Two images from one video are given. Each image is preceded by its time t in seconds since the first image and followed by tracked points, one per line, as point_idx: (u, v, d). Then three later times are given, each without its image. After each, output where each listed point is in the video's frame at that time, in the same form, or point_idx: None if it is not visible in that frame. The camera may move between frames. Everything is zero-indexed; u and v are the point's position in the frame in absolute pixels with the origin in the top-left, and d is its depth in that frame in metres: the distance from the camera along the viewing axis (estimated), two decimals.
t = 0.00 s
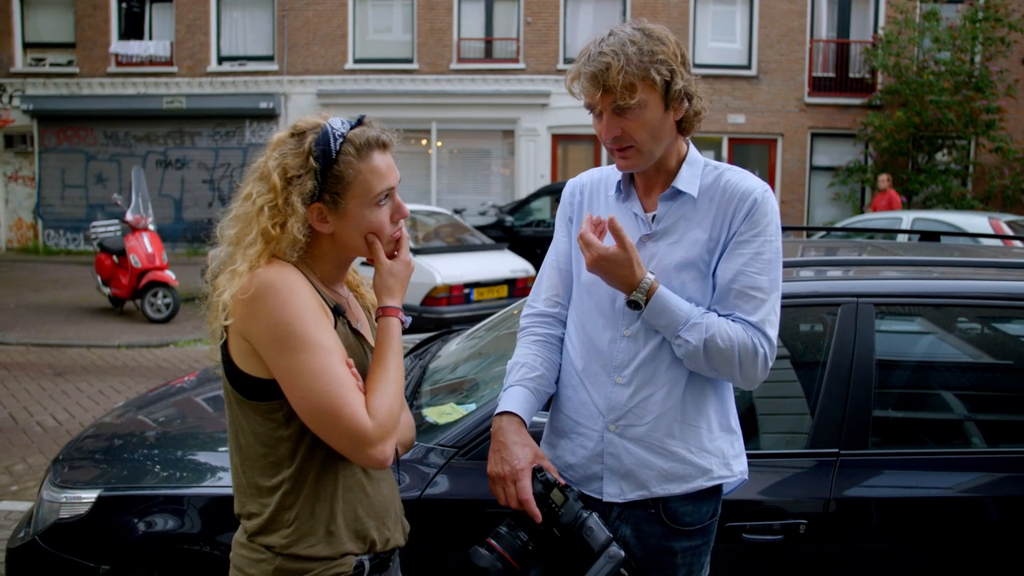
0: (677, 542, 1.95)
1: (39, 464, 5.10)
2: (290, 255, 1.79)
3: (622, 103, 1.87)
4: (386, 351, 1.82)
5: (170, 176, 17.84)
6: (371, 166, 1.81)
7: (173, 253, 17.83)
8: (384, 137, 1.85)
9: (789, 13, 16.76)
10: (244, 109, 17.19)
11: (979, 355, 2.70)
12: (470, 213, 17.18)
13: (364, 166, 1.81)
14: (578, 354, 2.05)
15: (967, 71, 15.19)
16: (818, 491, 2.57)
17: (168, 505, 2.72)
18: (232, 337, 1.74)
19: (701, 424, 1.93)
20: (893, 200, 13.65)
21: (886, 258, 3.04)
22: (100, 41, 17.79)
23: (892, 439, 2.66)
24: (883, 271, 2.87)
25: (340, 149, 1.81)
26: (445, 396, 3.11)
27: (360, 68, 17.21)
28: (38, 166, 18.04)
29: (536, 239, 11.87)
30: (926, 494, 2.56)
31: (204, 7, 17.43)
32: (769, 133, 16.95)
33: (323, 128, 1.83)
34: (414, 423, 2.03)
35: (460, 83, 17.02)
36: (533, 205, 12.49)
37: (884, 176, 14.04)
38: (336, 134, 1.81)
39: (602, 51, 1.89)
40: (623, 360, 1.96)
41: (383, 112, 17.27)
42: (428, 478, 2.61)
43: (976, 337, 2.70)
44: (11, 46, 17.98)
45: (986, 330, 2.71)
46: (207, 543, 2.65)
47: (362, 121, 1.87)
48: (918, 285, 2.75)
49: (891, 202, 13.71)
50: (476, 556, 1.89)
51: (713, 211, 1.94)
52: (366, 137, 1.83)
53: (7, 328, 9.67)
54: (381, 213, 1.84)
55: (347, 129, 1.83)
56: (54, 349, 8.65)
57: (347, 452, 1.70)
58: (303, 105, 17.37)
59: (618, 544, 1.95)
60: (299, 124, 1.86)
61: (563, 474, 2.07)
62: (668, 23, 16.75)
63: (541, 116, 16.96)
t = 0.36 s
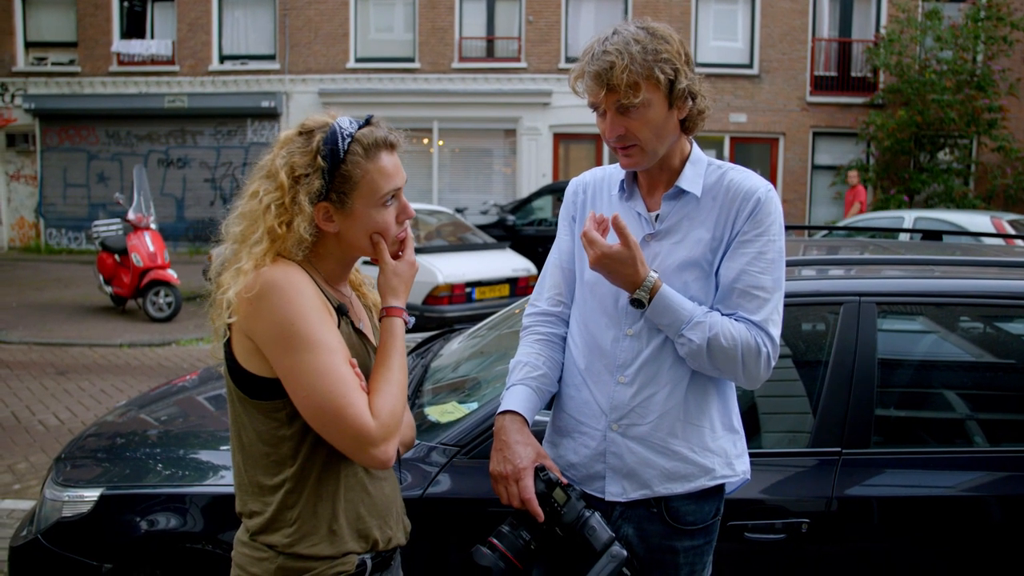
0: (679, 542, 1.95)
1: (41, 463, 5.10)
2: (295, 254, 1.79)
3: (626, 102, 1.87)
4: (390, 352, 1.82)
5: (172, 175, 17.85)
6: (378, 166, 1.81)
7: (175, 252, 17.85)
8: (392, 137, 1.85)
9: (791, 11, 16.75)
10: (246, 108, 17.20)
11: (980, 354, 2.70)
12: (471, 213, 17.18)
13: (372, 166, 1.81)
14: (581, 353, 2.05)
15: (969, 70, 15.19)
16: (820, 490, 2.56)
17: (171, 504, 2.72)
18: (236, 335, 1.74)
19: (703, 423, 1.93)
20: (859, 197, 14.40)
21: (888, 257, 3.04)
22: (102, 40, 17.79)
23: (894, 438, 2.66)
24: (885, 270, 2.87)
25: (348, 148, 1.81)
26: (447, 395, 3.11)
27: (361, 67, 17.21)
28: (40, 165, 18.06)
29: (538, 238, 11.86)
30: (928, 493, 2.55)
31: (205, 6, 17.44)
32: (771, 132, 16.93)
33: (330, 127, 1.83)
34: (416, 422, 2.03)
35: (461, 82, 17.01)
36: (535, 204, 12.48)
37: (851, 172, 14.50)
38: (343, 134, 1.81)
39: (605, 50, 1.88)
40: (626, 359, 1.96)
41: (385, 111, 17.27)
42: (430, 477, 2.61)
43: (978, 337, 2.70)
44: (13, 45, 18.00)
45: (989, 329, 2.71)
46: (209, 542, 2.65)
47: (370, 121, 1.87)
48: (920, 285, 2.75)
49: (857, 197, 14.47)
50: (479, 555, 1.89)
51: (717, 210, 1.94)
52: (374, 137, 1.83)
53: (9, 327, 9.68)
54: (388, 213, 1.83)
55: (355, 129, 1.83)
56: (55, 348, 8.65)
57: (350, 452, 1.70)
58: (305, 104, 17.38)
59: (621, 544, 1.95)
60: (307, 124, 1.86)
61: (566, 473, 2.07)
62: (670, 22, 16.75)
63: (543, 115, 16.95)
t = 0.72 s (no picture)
0: (682, 540, 1.96)
1: (42, 463, 5.10)
2: (292, 254, 1.79)
3: (633, 96, 1.85)
4: (388, 352, 1.82)
5: (171, 175, 17.85)
6: (374, 165, 1.81)
7: (175, 252, 17.86)
8: (388, 136, 1.85)
9: (789, 8, 16.73)
10: (244, 107, 17.19)
11: (980, 350, 2.70)
12: (471, 211, 17.19)
13: (368, 165, 1.81)
14: (583, 350, 2.05)
15: (967, 65, 15.17)
16: (820, 486, 2.56)
17: (172, 504, 2.72)
18: (232, 332, 1.74)
19: (706, 420, 1.92)
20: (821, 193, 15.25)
21: (888, 253, 3.04)
22: (100, 40, 17.77)
23: (895, 434, 2.66)
24: (885, 266, 2.87)
25: (344, 147, 1.81)
26: (447, 394, 3.11)
27: (360, 66, 17.20)
28: (40, 166, 18.06)
29: (537, 236, 11.83)
30: (929, 489, 2.56)
31: (203, 6, 17.42)
32: (770, 129, 16.92)
33: (326, 126, 1.83)
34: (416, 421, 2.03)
35: (460, 81, 17.00)
36: (534, 203, 12.51)
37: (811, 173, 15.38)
38: (340, 133, 1.81)
39: (611, 45, 1.88)
40: (629, 357, 1.95)
41: (384, 110, 17.26)
42: (431, 476, 2.62)
43: (977, 332, 2.70)
44: (11, 46, 17.98)
45: (989, 324, 2.71)
46: (210, 542, 2.66)
47: (366, 120, 1.87)
48: (920, 281, 2.74)
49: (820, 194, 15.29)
50: (482, 554, 1.89)
51: (718, 205, 1.94)
52: (370, 136, 1.83)
53: (9, 327, 9.68)
54: (385, 212, 1.83)
55: (352, 128, 1.83)
56: (55, 349, 8.65)
57: (349, 452, 1.70)
58: (303, 103, 17.37)
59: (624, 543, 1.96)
60: (303, 123, 1.86)
61: (569, 471, 2.07)
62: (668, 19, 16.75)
63: (542, 113, 16.94)
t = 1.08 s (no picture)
0: (685, 543, 1.95)
1: (41, 463, 5.10)
2: (294, 254, 1.78)
3: (654, 89, 1.85)
4: (389, 353, 1.82)
5: (171, 174, 17.85)
6: (376, 165, 1.81)
7: (174, 251, 17.85)
8: (390, 136, 1.85)
9: (788, 8, 16.73)
10: (244, 107, 17.18)
11: (980, 351, 2.70)
12: (470, 211, 17.20)
13: (369, 165, 1.81)
14: (586, 349, 2.05)
15: (967, 66, 15.17)
16: (820, 487, 2.56)
17: (171, 504, 2.71)
18: (232, 327, 1.74)
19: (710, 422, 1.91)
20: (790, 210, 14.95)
21: (887, 254, 3.04)
22: (100, 40, 17.75)
23: (895, 435, 2.66)
24: (885, 267, 2.87)
25: (346, 148, 1.80)
26: (446, 394, 3.11)
27: (359, 65, 17.19)
28: (39, 165, 18.04)
29: (537, 236, 11.77)
30: (928, 490, 2.56)
31: (203, 5, 17.42)
32: (769, 128, 16.93)
33: (328, 126, 1.83)
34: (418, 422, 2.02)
35: (459, 81, 16.99)
36: (534, 203, 12.52)
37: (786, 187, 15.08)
38: (341, 133, 1.81)
39: (626, 39, 1.87)
40: (633, 357, 1.95)
41: (382, 110, 17.25)
42: (430, 476, 2.61)
43: (977, 333, 2.70)
44: (11, 46, 17.97)
45: (988, 325, 2.71)
46: (210, 542, 2.65)
47: (368, 121, 1.86)
48: (920, 281, 2.74)
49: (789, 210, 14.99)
50: (483, 555, 1.88)
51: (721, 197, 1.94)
52: (371, 136, 1.82)
53: (8, 327, 9.67)
54: (386, 212, 1.83)
55: (353, 128, 1.83)
56: (54, 349, 8.64)
57: (350, 453, 1.70)
58: (302, 103, 17.37)
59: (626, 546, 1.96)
60: (304, 123, 1.86)
61: (572, 472, 2.07)
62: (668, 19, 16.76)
63: (542, 113, 16.94)
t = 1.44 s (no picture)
0: (688, 547, 1.95)
1: (44, 463, 5.11)
2: (301, 255, 1.79)
3: (653, 93, 1.85)
4: (395, 355, 1.81)
5: (175, 175, 17.88)
6: (385, 168, 1.81)
7: (177, 252, 17.87)
8: (399, 139, 1.85)
9: (792, 11, 16.72)
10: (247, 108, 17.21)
11: (984, 354, 2.69)
12: (473, 213, 17.20)
13: (378, 168, 1.81)
14: (591, 353, 2.04)
15: (971, 69, 15.14)
16: (823, 491, 2.56)
17: (174, 505, 2.71)
18: (239, 329, 1.73)
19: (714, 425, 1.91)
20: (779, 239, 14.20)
21: (891, 257, 3.04)
22: (104, 41, 17.78)
23: (898, 439, 2.65)
24: (888, 270, 2.86)
25: (355, 150, 1.80)
26: (449, 396, 3.11)
27: (363, 67, 17.21)
28: (43, 166, 18.08)
29: (540, 238, 11.79)
30: (931, 494, 2.55)
31: (207, 7, 17.46)
32: (773, 132, 16.94)
33: (338, 128, 1.83)
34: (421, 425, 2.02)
35: (463, 82, 17.01)
36: (537, 205, 12.53)
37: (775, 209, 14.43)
38: (350, 135, 1.81)
39: (629, 42, 1.88)
40: (637, 361, 1.95)
41: (385, 112, 17.26)
42: (433, 478, 2.61)
43: (981, 336, 2.70)
44: (16, 47, 18.02)
45: (992, 329, 2.70)
46: (212, 543, 2.65)
47: (377, 123, 1.86)
48: (924, 285, 2.74)
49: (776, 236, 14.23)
50: (486, 559, 1.88)
51: (726, 204, 1.94)
52: (381, 139, 1.83)
53: (12, 328, 9.68)
54: (394, 215, 1.83)
55: (362, 130, 1.83)
56: (58, 349, 8.66)
57: (355, 455, 1.70)
58: (306, 105, 17.39)
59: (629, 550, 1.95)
60: (314, 124, 1.86)
61: (575, 475, 2.07)
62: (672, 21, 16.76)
63: (545, 115, 16.96)
